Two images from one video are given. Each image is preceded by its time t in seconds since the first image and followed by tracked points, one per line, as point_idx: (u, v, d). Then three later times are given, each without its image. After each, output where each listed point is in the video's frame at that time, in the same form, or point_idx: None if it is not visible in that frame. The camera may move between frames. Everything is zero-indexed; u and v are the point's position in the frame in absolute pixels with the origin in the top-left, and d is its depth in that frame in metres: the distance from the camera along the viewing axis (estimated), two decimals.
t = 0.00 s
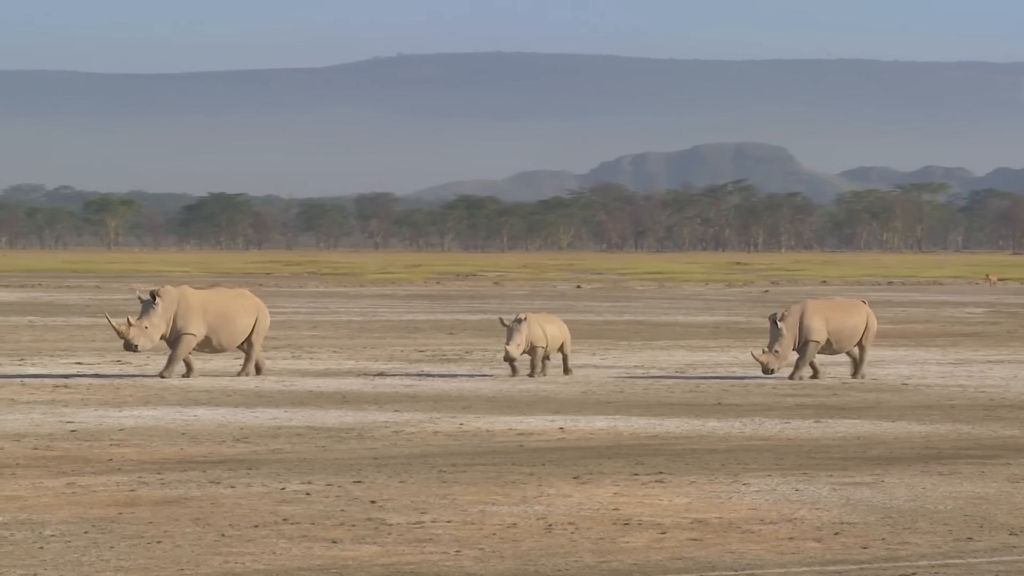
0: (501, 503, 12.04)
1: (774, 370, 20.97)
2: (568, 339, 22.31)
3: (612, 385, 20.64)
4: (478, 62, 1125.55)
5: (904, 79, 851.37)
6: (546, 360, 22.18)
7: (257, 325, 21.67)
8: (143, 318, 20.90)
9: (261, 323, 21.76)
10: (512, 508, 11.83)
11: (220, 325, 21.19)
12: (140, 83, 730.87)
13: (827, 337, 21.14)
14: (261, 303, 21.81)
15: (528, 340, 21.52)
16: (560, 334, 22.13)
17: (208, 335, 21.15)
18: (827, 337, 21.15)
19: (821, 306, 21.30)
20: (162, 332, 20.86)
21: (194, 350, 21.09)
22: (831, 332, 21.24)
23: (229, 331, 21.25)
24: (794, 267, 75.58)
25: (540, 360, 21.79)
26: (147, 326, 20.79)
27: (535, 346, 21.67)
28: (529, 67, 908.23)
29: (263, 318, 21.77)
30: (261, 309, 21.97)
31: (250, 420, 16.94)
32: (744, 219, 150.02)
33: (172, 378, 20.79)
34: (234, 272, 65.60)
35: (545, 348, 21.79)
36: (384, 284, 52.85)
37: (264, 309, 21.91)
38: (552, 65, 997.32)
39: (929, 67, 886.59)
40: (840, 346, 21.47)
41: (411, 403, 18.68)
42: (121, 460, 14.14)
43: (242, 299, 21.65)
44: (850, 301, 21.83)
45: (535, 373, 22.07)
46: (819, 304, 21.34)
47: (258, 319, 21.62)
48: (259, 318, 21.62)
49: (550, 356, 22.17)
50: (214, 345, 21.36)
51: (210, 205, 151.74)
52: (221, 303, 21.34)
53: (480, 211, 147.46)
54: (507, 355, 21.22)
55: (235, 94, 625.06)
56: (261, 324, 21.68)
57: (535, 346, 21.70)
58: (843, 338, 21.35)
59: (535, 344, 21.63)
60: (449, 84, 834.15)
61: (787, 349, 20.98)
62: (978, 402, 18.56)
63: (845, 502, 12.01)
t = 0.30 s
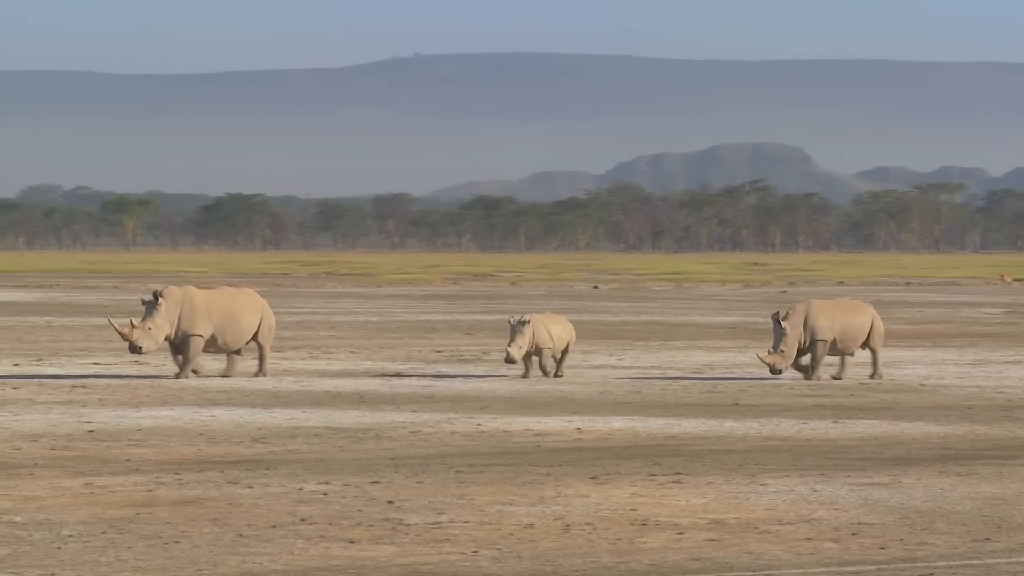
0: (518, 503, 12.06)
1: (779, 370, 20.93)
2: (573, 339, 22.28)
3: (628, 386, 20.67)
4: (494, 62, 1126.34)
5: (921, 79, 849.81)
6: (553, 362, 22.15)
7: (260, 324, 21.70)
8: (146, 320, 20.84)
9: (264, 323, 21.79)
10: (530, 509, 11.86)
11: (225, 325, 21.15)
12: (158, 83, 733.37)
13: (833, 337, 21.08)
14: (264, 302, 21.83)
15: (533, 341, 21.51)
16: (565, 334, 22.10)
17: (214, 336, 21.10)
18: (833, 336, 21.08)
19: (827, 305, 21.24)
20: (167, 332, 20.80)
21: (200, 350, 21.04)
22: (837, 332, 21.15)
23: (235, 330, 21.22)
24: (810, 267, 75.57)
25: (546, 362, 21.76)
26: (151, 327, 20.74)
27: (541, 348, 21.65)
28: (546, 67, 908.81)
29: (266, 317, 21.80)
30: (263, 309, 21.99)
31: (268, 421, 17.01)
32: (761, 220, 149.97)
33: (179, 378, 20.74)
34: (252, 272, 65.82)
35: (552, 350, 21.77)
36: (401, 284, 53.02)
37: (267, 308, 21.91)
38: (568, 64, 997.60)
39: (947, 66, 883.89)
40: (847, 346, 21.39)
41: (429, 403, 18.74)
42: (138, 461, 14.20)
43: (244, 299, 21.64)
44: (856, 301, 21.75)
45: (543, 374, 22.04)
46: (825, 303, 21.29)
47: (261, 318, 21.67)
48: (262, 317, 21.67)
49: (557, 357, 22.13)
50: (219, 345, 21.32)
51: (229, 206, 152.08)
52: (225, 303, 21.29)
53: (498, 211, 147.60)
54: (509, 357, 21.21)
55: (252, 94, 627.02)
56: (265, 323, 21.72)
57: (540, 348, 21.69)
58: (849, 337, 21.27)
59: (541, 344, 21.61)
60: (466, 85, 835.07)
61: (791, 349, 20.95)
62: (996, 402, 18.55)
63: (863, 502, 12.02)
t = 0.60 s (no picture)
0: (537, 503, 12.09)
1: (780, 371, 20.88)
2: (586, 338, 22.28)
3: (646, 385, 20.69)
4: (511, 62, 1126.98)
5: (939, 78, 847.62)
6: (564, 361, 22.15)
7: (265, 326, 21.71)
8: (148, 319, 20.78)
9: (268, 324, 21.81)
10: (548, 509, 11.88)
11: (229, 325, 21.17)
12: (176, 83, 734.87)
13: (836, 338, 21.10)
14: (268, 304, 21.82)
15: (538, 339, 21.53)
16: (576, 333, 22.09)
17: (218, 335, 21.11)
18: (835, 338, 21.11)
19: (828, 307, 21.26)
20: (170, 332, 20.78)
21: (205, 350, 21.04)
22: (839, 333, 21.16)
23: (238, 331, 21.25)
24: (828, 266, 75.50)
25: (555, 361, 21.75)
26: (152, 325, 20.66)
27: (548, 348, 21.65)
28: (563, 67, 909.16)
29: (270, 318, 21.81)
30: (267, 309, 21.97)
31: (287, 420, 17.06)
32: (779, 220, 149.64)
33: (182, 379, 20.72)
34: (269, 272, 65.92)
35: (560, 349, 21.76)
36: (419, 284, 53.09)
37: (270, 309, 21.91)
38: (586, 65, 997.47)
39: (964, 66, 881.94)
40: (847, 347, 21.41)
41: (446, 402, 18.77)
42: (156, 461, 14.27)
43: (249, 299, 21.65)
44: (859, 301, 21.78)
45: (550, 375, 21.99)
46: (826, 304, 21.31)
47: (265, 319, 21.67)
48: (266, 318, 21.66)
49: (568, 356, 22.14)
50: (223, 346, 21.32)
51: (246, 205, 152.33)
52: (229, 304, 21.30)
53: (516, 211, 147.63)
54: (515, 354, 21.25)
55: (270, 94, 627.64)
56: (270, 325, 21.72)
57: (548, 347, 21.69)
58: (852, 338, 21.29)
59: (547, 344, 21.58)
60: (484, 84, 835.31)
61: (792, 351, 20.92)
62: (1015, 402, 18.51)
63: (881, 502, 12.02)
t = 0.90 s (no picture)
0: (553, 503, 12.12)
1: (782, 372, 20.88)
2: (592, 339, 22.30)
3: (662, 386, 20.66)
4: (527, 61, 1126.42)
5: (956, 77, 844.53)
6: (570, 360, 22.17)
7: (263, 325, 21.73)
8: (147, 321, 20.74)
9: (266, 324, 21.82)
10: (564, 508, 11.91)
11: (229, 326, 21.18)
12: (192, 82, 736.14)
13: (836, 338, 21.07)
14: (265, 303, 21.85)
15: (543, 339, 21.55)
16: (582, 333, 22.11)
17: (219, 336, 21.12)
18: (835, 338, 21.08)
19: (829, 306, 21.23)
20: (171, 335, 20.74)
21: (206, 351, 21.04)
22: (838, 333, 21.14)
23: (239, 331, 21.27)
24: (845, 266, 75.34)
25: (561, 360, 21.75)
26: (151, 329, 20.63)
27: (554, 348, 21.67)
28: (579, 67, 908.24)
29: (268, 318, 21.84)
30: (263, 309, 22.00)
31: (303, 420, 17.11)
32: (796, 219, 149.13)
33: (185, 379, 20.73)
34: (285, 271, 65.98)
35: (565, 349, 21.78)
36: (434, 284, 53.08)
37: (268, 308, 21.95)
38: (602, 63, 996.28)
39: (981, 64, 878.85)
40: (847, 347, 21.40)
41: (462, 402, 18.79)
42: (173, 460, 14.32)
43: (247, 299, 21.66)
44: (860, 301, 21.73)
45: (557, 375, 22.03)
46: (827, 304, 21.27)
47: (263, 319, 21.70)
48: (265, 318, 21.70)
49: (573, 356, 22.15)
50: (223, 346, 21.33)
51: (263, 205, 152.39)
52: (229, 304, 21.32)
53: (532, 211, 147.47)
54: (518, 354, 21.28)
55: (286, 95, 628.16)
56: (267, 325, 21.76)
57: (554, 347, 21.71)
58: (851, 338, 21.29)
59: (554, 344, 21.61)
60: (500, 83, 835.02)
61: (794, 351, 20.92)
62: None
63: (897, 502, 12.03)
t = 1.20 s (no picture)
0: (567, 503, 12.16)
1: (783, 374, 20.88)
2: (594, 339, 22.28)
3: (677, 386, 20.74)
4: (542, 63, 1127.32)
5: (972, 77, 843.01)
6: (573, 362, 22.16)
7: (265, 328, 21.60)
8: (145, 319, 20.93)
9: (268, 325, 21.68)
10: (579, 509, 11.95)
11: (227, 327, 21.11)
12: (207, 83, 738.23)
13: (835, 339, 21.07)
14: (270, 306, 21.75)
15: (544, 340, 21.56)
16: (583, 334, 22.11)
17: (215, 337, 21.06)
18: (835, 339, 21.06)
19: (830, 308, 21.22)
20: (166, 333, 20.85)
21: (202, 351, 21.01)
22: (837, 334, 21.13)
23: (237, 332, 21.16)
24: (860, 267, 75.43)
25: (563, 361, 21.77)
26: (148, 327, 20.82)
27: (556, 349, 21.71)
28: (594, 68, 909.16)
29: (271, 321, 21.71)
30: (269, 313, 21.89)
31: (317, 421, 17.20)
32: (811, 220, 149.03)
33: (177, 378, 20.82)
34: (301, 272, 66.27)
35: (568, 350, 21.80)
36: (450, 284, 53.32)
37: (272, 312, 21.82)
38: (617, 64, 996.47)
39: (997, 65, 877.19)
40: (847, 349, 21.37)
41: (478, 402, 18.88)
42: (188, 461, 14.40)
43: (249, 301, 21.56)
44: (861, 303, 21.71)
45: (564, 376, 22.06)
46: (828, 306, 21.27)
47: (265, 322, 21.57)
48: (267, 321, 21.57)
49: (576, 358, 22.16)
50: (222, 347, 21.27)
51: (278, 206, 152.79)
52: (228, 304, 21.24)
53: (547, 212, 147.71)
54: (517, 351, 21.28)
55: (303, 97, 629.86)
56: (270, 328, 21.62)
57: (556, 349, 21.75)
58: (851, 339, 21.26)
59: (557, 346, 21.67)
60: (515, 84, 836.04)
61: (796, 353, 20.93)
62: None
63: (913, 503, 12.03)
